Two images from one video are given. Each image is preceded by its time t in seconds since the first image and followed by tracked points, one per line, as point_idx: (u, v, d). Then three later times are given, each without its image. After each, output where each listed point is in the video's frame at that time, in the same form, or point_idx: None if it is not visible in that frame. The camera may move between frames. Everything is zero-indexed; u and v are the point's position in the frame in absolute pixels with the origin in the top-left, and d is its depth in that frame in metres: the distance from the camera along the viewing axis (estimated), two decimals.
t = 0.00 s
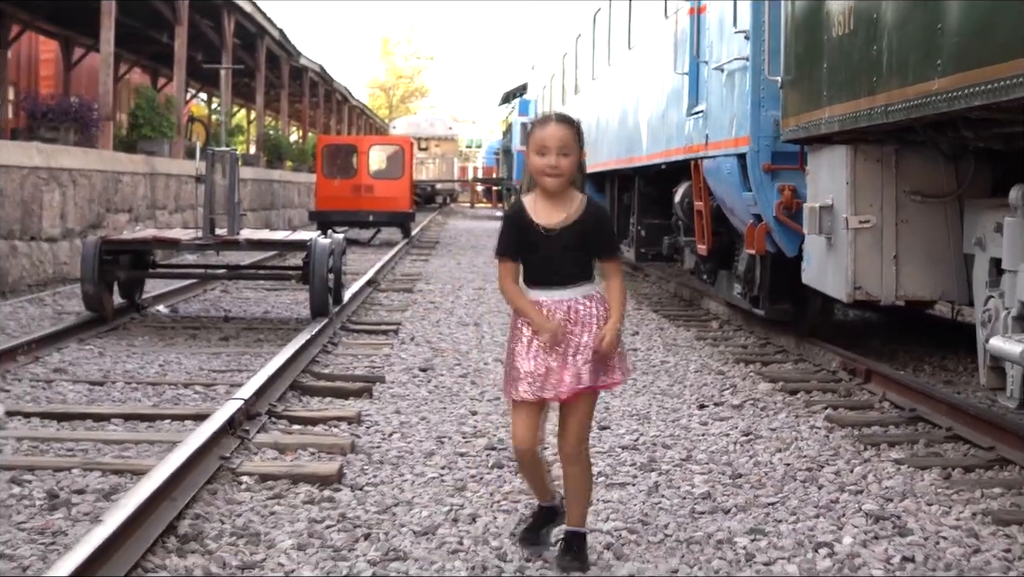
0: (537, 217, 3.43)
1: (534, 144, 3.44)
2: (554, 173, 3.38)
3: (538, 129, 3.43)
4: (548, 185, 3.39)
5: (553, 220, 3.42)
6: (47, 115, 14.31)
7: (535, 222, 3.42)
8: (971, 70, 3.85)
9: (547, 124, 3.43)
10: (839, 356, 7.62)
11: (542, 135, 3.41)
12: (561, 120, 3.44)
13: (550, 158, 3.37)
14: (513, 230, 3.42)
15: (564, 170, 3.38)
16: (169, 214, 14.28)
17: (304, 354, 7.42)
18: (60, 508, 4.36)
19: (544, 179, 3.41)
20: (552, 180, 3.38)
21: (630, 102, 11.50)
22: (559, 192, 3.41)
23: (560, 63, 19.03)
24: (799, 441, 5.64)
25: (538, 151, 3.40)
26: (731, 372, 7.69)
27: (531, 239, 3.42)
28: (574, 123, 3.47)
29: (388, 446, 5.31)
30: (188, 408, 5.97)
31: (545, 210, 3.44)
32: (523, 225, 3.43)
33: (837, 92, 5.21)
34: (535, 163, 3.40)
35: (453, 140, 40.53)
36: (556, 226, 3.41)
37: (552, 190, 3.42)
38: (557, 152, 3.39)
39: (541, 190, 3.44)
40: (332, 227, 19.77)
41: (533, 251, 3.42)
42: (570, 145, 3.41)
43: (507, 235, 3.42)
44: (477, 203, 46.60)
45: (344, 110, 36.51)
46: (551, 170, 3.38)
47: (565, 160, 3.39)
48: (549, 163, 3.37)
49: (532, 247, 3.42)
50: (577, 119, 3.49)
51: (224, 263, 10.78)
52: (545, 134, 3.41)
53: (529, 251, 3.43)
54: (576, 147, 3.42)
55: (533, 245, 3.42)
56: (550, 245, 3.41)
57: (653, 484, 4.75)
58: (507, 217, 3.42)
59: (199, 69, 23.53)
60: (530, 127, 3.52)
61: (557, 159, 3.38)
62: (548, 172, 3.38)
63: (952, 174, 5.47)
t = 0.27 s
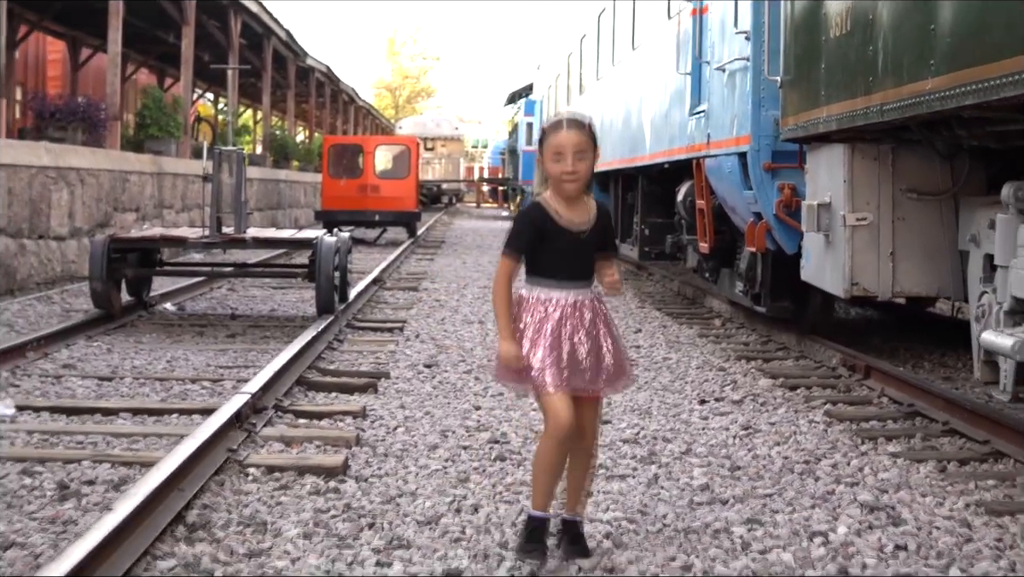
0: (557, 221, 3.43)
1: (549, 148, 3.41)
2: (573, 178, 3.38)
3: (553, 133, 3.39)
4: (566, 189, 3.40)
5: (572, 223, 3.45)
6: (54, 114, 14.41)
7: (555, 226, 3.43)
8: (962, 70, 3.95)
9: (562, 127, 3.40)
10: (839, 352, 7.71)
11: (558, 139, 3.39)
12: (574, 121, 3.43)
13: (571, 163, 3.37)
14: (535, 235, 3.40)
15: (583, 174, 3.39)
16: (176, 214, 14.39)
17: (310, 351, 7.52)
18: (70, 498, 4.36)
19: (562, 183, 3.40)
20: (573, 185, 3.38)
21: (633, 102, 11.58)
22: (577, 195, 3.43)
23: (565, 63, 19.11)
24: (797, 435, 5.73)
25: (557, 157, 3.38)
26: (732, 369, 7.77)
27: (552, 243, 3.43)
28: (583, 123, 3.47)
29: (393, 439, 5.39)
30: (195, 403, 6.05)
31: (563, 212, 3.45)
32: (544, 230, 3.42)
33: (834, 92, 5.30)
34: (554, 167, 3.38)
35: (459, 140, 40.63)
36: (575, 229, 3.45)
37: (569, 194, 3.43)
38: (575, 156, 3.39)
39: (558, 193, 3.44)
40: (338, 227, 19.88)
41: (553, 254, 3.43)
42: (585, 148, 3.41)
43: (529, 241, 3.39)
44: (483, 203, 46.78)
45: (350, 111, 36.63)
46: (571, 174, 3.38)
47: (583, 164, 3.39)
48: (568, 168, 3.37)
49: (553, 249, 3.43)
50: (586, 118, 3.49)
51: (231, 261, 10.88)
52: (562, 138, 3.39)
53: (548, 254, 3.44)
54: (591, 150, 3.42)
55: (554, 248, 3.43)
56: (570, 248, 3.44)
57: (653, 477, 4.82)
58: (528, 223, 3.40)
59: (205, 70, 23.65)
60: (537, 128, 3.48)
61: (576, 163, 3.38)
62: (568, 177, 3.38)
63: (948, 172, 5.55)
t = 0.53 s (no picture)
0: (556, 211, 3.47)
1: (543, 140, 3.45)
2: (570, 168, 3.43)
3: (548, 124, 3.44)
4: (562, 179, 3.44)
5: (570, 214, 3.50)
6: (61, 116, 14.49)
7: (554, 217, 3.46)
8: (950, 72, 4.05)
9: (558, 118, 3.46)
10: (838, 351, 7.80)
11: (553, 130, 3.44)
12: (568, 114, 3.49)
13: (569, 153, 3.42)
14: (536, 224, 3.42)
15: (580, 164, 3.45)
16: (181, 215, 14.50)
17: (316, 349, 7.62)
18: (82, 489, 4.40)
19: (558, 173, 3.45)
20: (571, 174, 3.44)
21: (636, 104, 11.67)
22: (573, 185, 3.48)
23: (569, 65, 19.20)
24: (794, 430, 5.83)
25: (554, 147, 3.43)
26: (732, 367, 7.87)
27: (552, 232, 3.45)
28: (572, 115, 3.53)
29: (396, 434, 5.48)
30: (202, 400, 6.04)
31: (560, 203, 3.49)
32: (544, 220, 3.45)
33: (830, 93, 5.40)
34: (550, 158, 3.42)
35: (464, 142, 40.73)
36: (573, 220, 3.49)
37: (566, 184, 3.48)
38: (571, 146, 3.45)
39: (554, 184, 3.48)
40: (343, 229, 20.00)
41: (553, 244, 3.46)
42: (579, 139, 3.48)
43: (532, 230, 3.41)
44: (488, 206, 46.88)
45: (355, 113, 36.75)
46: (568, 164, 3.43)
47: (578, 154, 3.46)
48: (564, 158, 3.42)
49: (552, 239, 3.46)
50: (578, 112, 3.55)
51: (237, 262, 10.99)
52: (557, 129, 3.44)
53: (548, 244, 3.46)
54: (585, 142, 3.48)
55: (554, 238, 3.46)
56: (569, 237, 3.47)
57: (652, 470, 4.91)
58: (529, 211, 3.42)
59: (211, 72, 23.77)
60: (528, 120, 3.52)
61: (572, 153, 3.44)
62: (565, 167, 3.43)
63: (942, 172, 5.65)
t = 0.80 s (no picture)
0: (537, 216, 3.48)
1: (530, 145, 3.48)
2: (551, 173, 3.43)
3: (533, 130, 3.46)
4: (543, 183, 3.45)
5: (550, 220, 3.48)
6: (67, 121, 14.58)
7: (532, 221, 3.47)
8: (935, 79, 4.18)
9: (543, 123, 3.46)
10: (833, 353, 7.93)
11: (539, 135, 3.45)
12: (557, 118, 3.48)
13: (548, 158, 3.42)
14: (509, 226, 3.46)
15: (561, 169, 3.43)
16: (185, 219, 14.62)
17: (319, 351, 7.73)
18: (92, 485, 4.46)
19: (542, 179, 3.46)
20: (550, 180, 3.43)
21: (636, 109, 11.78)
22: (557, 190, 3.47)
23: (569, 70, 19.34)
24: (787, 429, 5.95)
25: (536, 152, 3.44)
26: (729, 368, 7.98)
27: (529, 236, 3.46)
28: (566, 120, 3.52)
29: (398, 433, 5.59)
30: (208, 400, 6.10)
31: (544, 208, 3.49)
32: (523, 224, 3.48)
33: (823, 100, 5.52)
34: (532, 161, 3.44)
35: (465, 147, 40.87)
36: (555, 223, 3.47)
37: (551, 189, 3.48)
38: (554, 151, 3.44)
39: (540, 187, 3.50)
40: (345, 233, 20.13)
41: (528, 247, 3.46)
42: (565, 144, 3.46)
43: (504, 231, 3.45)
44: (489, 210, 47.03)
45: (358, 118, 36.90)
46: (550, 169, 3.43)
47: (562, 159, 3.44)
48: (545, 162, 3.42)
49: (526, 242, 3.47)
50: (572, 116, 3.53)
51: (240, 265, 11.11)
52: (541, 135, 3.45)
53: (523, 246, 3.47)
54: (571, 145, 3.46)
55: (526, 241, 3.47)
56: (544, 241, 3.45)
57: (648, 468, 5.02)
58: (503, 213, 3.47)
59: (214, 77, 23.92)
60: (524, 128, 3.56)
61: (555, 158, 3.43)
62: (547, 173, 3.43)
63: (933, 176, 5.77)
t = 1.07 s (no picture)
0: (525, 217, 3.62)
1: (530, 144, 3.59)
2: (546, 175, 3.53)
3: (534, 131, 3.57)
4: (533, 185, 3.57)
5: (533, 220, 3.59)
6: (71, 121, 14.65)
7: (521, 222, 3.63)
8: (920, 86, 4.32)
9: (541, 126, 3.56)
10: (827, 351, 8.06)
11: (538, 136, 3.56)
12: (556, 122, 3.57)
13: (543, 159, 3.52)
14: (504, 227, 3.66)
15: (555, 173, 3.52)
16: (188, 218, 14.73)
17: (321, 349, 7.85)
18: (101, 480, 4.53)
19: (537, 179, 3.57)
20: (542, 181, 3.54)
21: (634, 110, 11.90)
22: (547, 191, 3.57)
23: (569, 70, 19.46)
24: (780, 426, 6.08)
25: (533, 152, 3.54)
26: (725, 366, 8.11)
27: (517, 238, 3.62)
28: (569, 126, 3.61)
29: (399, 429, 5.71)
30: (212, 397, 6.22)
31: (533, 208, 3.62)
32: (513, 225, 3.65)
33: (815, 105, 5.65)
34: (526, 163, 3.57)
35: (467, 146, 40.99)
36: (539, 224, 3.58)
37: (542, 189, 3.59)
38: (551, 154, 3.53)
39: (534, 188, 3.61)
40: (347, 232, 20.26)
41: (520, 251, 3.62)
42: (563, 149, 3.55)
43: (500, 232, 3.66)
44: (491, 209, 47.14)
45: (359, 116, 37.01)
46: (547, 171, 3.53)
47: (557, 163, 3.53)
48: (536, 164, 3.54)
49: (517, 245, 3.63)
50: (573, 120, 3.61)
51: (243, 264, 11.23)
52: (540, 136, 3.55)
53: (516, 250, 3.63)
54: (564, 150, 3.54)
55: (517, 243, 3.62)
56: (527, 243, 3.59)
57: (643, 463, 5.14)
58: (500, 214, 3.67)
59: (216, 76, 24.03)
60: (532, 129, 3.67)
61: (551, 161, 3.53)
62: (542, 174, 3.54)
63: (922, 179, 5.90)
